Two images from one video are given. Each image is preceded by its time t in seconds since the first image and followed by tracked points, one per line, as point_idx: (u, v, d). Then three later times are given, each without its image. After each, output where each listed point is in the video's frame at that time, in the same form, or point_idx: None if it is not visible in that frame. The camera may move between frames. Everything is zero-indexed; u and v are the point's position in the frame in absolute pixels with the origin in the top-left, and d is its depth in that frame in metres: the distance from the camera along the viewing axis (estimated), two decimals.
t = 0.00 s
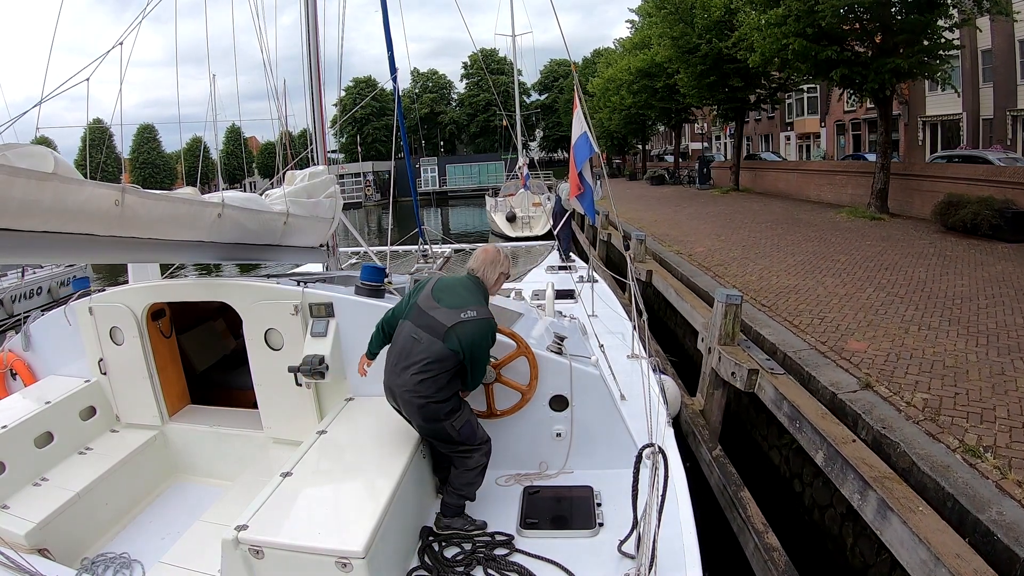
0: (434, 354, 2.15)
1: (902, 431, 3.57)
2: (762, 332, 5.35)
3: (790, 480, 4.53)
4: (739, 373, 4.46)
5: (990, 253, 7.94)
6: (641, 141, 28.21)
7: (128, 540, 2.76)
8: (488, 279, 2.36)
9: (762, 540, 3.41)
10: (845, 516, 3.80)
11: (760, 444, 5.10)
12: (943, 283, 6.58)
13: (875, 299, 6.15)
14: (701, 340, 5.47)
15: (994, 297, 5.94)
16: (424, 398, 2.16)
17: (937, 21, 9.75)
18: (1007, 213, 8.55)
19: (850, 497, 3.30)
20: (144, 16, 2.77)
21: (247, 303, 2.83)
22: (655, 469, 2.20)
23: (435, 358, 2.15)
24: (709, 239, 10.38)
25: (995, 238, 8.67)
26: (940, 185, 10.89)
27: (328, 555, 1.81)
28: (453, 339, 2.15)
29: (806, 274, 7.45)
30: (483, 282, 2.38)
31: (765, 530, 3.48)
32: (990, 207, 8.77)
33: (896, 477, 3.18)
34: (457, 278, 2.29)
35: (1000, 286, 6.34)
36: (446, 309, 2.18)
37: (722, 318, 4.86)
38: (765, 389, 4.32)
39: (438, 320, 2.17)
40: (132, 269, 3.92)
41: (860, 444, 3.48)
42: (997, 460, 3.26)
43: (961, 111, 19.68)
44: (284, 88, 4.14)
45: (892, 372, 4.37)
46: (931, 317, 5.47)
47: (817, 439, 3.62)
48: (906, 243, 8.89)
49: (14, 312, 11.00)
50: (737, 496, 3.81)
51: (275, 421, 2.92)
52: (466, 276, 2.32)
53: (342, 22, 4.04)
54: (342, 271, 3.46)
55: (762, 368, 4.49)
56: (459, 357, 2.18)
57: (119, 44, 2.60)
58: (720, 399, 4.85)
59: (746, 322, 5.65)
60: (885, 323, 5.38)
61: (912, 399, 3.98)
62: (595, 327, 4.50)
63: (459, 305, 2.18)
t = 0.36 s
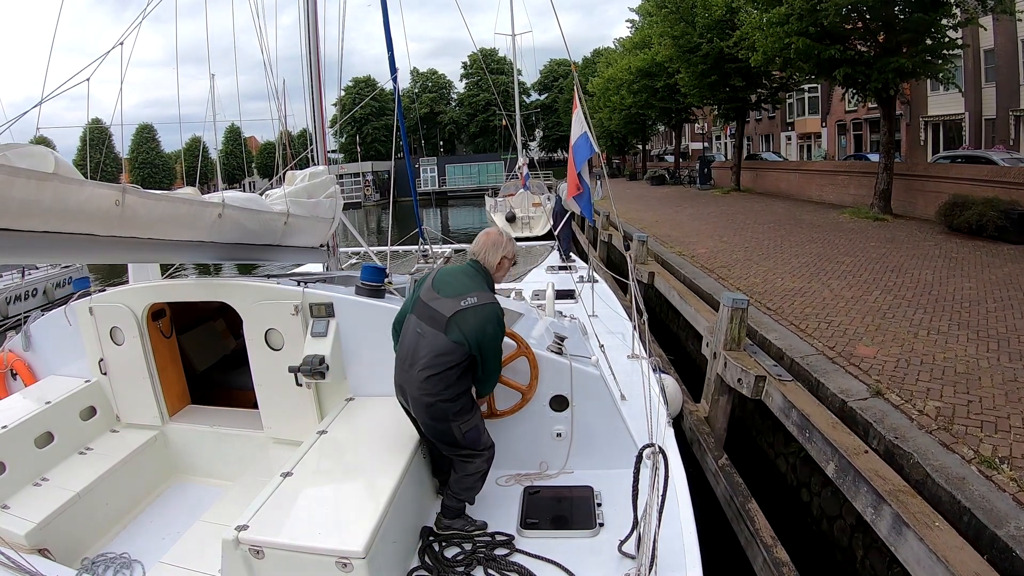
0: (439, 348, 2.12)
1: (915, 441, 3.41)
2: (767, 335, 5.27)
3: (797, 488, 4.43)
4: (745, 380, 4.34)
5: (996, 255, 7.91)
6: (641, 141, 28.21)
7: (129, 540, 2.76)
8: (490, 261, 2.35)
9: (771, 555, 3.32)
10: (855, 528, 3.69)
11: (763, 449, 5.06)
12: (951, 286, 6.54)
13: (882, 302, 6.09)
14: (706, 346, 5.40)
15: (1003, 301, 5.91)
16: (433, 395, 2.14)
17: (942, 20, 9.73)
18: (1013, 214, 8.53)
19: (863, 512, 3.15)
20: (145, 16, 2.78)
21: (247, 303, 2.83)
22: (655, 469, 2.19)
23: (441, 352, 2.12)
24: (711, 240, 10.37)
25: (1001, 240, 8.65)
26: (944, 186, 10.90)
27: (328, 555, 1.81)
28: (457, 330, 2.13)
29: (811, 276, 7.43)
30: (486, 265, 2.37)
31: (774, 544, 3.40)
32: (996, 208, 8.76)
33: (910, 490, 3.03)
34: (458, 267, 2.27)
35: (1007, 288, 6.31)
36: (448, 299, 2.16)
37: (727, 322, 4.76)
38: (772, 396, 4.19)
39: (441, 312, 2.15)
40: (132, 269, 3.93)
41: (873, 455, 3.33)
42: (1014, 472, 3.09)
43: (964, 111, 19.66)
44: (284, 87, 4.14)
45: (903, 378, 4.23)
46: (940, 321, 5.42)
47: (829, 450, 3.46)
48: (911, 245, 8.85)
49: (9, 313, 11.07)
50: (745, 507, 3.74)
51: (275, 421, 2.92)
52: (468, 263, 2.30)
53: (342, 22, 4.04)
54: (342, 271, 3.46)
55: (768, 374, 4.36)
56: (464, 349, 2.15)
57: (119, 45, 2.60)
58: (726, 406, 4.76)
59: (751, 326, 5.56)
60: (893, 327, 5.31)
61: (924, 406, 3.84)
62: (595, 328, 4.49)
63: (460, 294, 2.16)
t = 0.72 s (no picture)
0: (439, 341, 2.13)
1: (929, 450, 3.38)
2: (772, 339, 5.26)
3: (804, 496, 4.41)
4: (752, 386, 4.32)
5: (1001, 256, 7.90)
6: (640, 141, 28.23)
7: (128, 540, 2.76)
8: (491, 246, 2.24)
9: (779, 568, 3.26)
10: (865, 538, 3.64)
11: (769, 454, 5.05)
12: (957, 288, 6.53)
13: (888, 305, 6.08)
14: (712, 350, 5.38)
15: (1009, 303, 5.89)
16: (438, 389, 2.15)
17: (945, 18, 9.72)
18: (1017, 215, 8.53)
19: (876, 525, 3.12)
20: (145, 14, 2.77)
21: (247, 304, 2.83)
22: (655, 469, 2.19)
23: (442, 346, 2.12)
24: (712, 241, 10.37)
25: (1006, 241, 8.65)
26: (947, 186, 10.90)
27: (328, 555, 1.81)
28: (453, 321, 2.10)
29: (815, 278, 7.42)
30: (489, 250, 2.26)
31: (783, 556, 3.34)
32: (1000, 208, 8.75)
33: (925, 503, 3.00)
34: (460, 256, 2.23)
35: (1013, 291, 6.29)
36: (445, 290, 2.13)
37: (733, 326, 4.74)
38: (780, 403, 4.17)
39: (439, 304, 2.14)
40: (132, 269, 3.93)
41: (886, 466, 3.30)
42: None
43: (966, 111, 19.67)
44: (284, 87, 4.14)
45: (914, 384, 4.20)
46: (948, 324, 5.40)
47: (840, 461, 3.43)
48: (915, 246, 8.84)
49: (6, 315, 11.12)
50: (753, 518, 3.69)
51: (275, 420, 2.92)
52: (467, 250, 2.24)
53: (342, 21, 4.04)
54: (342, 271, 3.46)
55: (776, 381, 4.34)
56: (465, 341, 2.11)
57: (119, 44, 2.60)
58: (731, 411, 4.74)
59: (756, 330, 5.54)
60: (901, 330, 5.29)
61: (936, 413, 3.81)
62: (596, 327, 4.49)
63: (455, 283, 2.11)
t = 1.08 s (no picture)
0: (446, 336, 2.15)
1: (942, 458, 3.34)
2: (780, 344, 5.24)
3: (812, 503, 4.39)
4: (759, 392, 4.30)
5: (1005, 257, 7.89)
6: (640, 141, 28.25)
7: (128, 540, 2.76)
8: (493, 237, 2.19)
9: None
10: (876, 548, 3.61)
11: (776, 461, 5.02)
12: (963, 290, 6.51)
13: (895, 308, 6.07)
14: (717, 354, 5.36)
15: (1016, 306, 5.87)
16: (447, 383, 2.18)
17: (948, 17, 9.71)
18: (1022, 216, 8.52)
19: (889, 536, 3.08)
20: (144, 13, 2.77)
21: (247, 304, 2.83)
22: (655, 469, 2.19)
23: (448, 340, 2.14)
24: (712, 242, 10.37)
25: (1011, 241, 8.64)
26: (949, 185, 10.89)
27: (328, 554, 1.81)
28: (457, 316, 2.11)
29: (819, 279, 7.41)
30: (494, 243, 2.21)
31: (793, 568, 3.26)
32: (1005, 209, 8.75)
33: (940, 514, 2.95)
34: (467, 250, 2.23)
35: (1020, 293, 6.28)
36: (450, 284, 2.14)
37: (740, 329, 4.71)
38: (787, 408, 4.15)
39: (446, 298, 2.16)
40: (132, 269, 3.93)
41: (899, 476, 3.26)
42: None
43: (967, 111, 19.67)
44: (284, 86, 4.14)
45: (925, 390, 4.18)
46: (955, 327, 5.39)
47: (852, 471, 3.39)
48: (918, 247, 8.83)
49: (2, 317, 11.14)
50: (761, 530, 3.60)
51: (275, 421, 2.92)
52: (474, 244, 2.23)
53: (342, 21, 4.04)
54: (342, 271, 3.46)
55: (784, 386, 4.31)
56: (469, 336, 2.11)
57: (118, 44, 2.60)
58: (737, 416, 4.73)
59: (763, 333, 5.53)
60: (909, 334, 5.27)
61: (948, 420, 3.79)
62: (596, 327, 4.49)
63: (458, 277, 2.11)
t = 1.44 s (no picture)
0: (468, 338, 2.16)
1: (956, 468, 3.32)
2: (788, 349, 5.23)
3: (820, 512, 4.39)
4: (767, 398, 4.29)
5: (1009, 259, 7.90)
6: (639, 141, 28.27)
7: (128, 540, 2.76)
8: (522, 242, 2.19)
9: None
10: (887, 559, 3.60)
11: (784, 469, 5.01)
12: (970, 292, 6.51)
13: (901, 311, 6.07)
14: (722, 358, 5.35)
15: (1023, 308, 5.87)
16: (468, 386, 2.18)
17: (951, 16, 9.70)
18: None
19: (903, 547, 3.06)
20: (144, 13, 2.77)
21: (247, 304, 2.84)
22: (655, 468, 2.19)
23: (470, 343, 2.15)
24: (712, 243, 10.38)
25: (1015, 242, 8.65)
26: (952, 186, 10.89)
27: (328, 555, 1.81)
28: (478, 318, 2.10)
29: (823, 281, 7.41)
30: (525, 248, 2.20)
31: None
32: (1009, 210, 8.76)
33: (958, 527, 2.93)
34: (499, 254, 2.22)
35: None
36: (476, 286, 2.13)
37: (747, 334, 4.70)
38: (797, 415, 4.13)
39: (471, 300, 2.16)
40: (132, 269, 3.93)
41: (913, 486, 3.23)
42: None
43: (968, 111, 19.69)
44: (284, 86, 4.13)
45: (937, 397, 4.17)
46: (964, 331, 5.39)
47: (865, 481, 3.37)
48: (921, 248, 8.83)
49: None
50: (770, 541, 3.57)
51: (275, 421, 2.92)
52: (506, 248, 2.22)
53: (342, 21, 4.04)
54: (342, 271, 3.45)
55: (792, 393, 4.29)
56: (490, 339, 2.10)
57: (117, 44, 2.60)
58: (743, 422, 4.73)
59: (770, 338, 5.52)
60: (917, 338, 5.27)
61: (961, 427, 3.77)
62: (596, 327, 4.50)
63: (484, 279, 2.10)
